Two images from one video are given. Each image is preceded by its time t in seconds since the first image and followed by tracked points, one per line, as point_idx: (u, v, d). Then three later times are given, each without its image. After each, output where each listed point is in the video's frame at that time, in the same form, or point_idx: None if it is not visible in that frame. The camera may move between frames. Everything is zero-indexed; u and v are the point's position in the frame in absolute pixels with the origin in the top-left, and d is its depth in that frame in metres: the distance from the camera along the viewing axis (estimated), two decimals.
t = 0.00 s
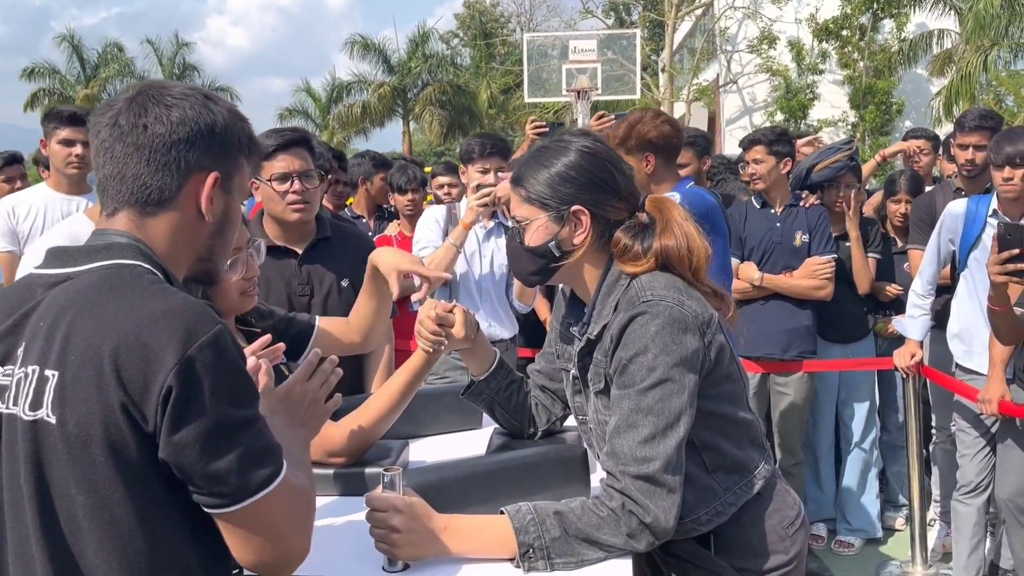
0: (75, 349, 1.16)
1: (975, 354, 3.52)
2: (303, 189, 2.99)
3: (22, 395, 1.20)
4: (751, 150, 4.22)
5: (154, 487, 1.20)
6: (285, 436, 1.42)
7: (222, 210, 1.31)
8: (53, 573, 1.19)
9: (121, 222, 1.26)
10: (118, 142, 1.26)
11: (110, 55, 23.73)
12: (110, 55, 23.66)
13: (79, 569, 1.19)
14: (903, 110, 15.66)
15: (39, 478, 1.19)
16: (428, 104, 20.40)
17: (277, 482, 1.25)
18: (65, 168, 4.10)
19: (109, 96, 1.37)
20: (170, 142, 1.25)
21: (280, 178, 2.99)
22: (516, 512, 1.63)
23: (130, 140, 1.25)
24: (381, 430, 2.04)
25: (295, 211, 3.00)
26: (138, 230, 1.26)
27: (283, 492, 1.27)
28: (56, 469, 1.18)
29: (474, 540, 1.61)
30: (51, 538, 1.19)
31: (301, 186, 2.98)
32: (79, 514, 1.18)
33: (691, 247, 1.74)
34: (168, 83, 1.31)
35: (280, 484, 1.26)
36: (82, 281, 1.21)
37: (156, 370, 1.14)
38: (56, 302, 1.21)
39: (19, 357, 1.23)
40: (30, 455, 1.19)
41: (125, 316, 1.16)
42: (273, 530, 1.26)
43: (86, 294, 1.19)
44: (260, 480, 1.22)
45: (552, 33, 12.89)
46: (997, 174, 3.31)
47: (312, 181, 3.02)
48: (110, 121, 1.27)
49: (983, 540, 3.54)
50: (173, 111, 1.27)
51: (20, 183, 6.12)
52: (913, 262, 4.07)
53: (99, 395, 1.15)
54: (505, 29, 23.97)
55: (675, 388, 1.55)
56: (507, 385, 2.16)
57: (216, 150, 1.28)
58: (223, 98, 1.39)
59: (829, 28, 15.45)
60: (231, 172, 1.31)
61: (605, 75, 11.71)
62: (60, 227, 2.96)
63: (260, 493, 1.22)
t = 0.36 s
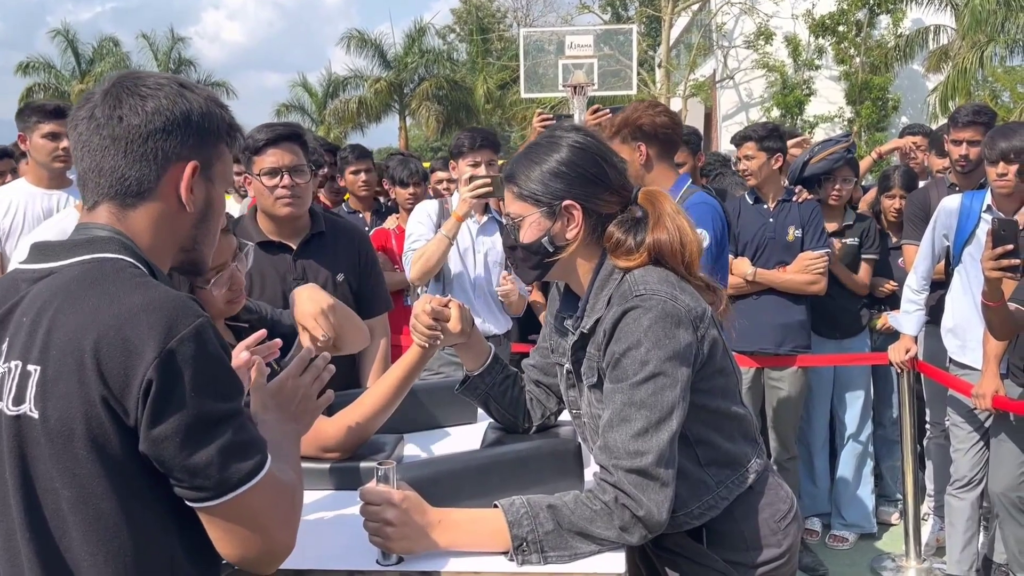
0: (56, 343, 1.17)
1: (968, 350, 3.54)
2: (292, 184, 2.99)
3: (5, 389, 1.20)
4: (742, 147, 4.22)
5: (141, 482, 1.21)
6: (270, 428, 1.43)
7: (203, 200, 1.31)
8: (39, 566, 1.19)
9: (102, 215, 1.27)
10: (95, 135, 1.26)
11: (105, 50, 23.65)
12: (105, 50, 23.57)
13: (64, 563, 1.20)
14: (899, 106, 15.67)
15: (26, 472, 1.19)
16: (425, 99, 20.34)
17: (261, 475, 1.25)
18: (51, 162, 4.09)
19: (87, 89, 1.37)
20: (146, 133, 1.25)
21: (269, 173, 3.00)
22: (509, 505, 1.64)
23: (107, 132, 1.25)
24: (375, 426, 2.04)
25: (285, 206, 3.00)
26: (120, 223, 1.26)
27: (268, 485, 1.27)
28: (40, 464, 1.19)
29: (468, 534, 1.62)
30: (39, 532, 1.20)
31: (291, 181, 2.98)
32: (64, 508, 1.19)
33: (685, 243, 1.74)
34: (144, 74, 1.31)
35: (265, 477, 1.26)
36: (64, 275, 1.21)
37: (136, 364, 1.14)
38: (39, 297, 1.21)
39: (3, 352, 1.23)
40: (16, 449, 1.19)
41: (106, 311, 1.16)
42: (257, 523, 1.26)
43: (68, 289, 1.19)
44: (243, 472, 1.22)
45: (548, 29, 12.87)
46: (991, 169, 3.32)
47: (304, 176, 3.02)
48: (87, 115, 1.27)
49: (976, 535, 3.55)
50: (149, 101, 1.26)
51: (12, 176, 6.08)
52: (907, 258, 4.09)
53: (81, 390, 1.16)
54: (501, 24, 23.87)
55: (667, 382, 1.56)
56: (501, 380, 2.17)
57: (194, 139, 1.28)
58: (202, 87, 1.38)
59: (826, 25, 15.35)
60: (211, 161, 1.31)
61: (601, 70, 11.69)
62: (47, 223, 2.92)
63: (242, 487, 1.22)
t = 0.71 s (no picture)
0: (29, 335, 1.17)
1: (962, 347, 3.54)
2: (283, 180, 2.99)
3: None
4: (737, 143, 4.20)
5: (118, 474, 1.21)
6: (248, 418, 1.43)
7: (179, 190, 1.31)
8: (17, 556, 1.20)
9: (77, 208, 1.27)
10: (69, 127, 1.26)
11: (105, 43, 23.62)
12: (105, 44, 23.53)
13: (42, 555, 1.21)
14: (900, 103, 15.65)
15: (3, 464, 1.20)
16: (425, 95, 20.31)
17: (238, 467, 1.25)
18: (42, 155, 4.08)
19: (63, 82, 1.36)
20: (118, 124, 1.24)
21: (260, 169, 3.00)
22: (495, 500, 1.65)
23: (80, 123, 1.25)
24: (363, 421, 2.05)
25: (275, 202, 2.99)
26: (96, 215, 1.26)
27: (245, 477, 1.26)
28: (16, 456, 1.19)
29: (455, 528, 1.62)
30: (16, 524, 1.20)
31: (280, 176, 2.98)
32: (40, 499, 1.19)
33: (662, 232, 1.70)
34: (117, 64, 1.31)
35: (242, 468, 1.26)
36: (38, 268, 1.21)
37: (109, 354, 1.14)
38: (13, 289, 1.21)
39: None
40: None
41: (80, 302, 1.16)
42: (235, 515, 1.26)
43: (42, 280, 1.19)
44: (218, 463, 1.22)
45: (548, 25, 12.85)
46: (985, 166, 3.31)
47: (294, 171, 3.03)
48: (61, 108, 1.27)
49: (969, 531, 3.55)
50: (120, 93, 1.26)
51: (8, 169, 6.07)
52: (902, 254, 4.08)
53: (54, 381, 1.16)
54: (502, 19, 23.76)
55: (653, 377, 1.55)
56: (491, 374, 2.17)
57: (168, 129, 1.28)
58: (178, 78, 1.38)
59: (826, 21, 15.18)
60: (185, 151, 1.30)
61: (601, 66, 11.66)
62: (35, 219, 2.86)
63: (219, 479, 1.22)
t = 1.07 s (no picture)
0: (44, 324, 1.17)
1: (962, 347, 3.54)
2: (283, 177, 3.00)
3: None
4: (747, 144, 4.21)
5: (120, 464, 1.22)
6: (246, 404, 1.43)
7: (205, 211, 1.33)
8: (19, 544, 1.21)
9: (104, 207, 1.27)
10: (114, 131, 1.26)
11: (109, 38, 23.62)
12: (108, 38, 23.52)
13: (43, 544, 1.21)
14: (902, 103, 15.64)
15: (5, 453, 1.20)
16: (427, 91, 20.30)
17: (240, 464, 1.26)
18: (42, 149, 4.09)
19: (96, 93, 1.38)
20: (167, 138, 1.27)
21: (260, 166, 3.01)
22: (494, 496, 1.65)
23: (127, 131, 1.26)
24: (364, 417, 2.06)
25: (276, 199, 3.00)
26: (121, 216, 1.26)
27: (247, 472, 1.27)
28: (24, 444, 1.20)
29: (454, 523, 1.63)
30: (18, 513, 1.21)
31: (281, 174, 2.99)
32: (46, 487, 1.20)
33: (666, 232, 1.73)
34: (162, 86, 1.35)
35: (244, 465, 1.27)
36: (53, 260, 1.22)
37: (125, 345, 1.15)
38: (30, 279, 1.21)
39: None
40: None
41: (97, 294, 1.17)
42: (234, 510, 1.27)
43: (60, 271, 1.20)
44: (224, 457, 1.23)
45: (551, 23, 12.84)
46: (987, 167, 3.31)
47: (294, 168, 3.04)
48: (105, 114, 1.28)
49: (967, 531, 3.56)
50: (170, 111, 1.30)
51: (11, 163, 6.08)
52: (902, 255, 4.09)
53: (68, 369, 1.16)
54: (505, 16, 23.74)
55: (653, 375, 1.56)
56: (491, 371, 2.18)
57: (206, 153, 1.32)
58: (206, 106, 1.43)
59: (830, 20, 15.24)
60: (217, 176, 1.34)
61: (604, 64, 11.66)
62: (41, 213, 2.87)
63: (220, 473, 1.23)
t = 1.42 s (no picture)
0: (66, 325, 1.19)
1: (970, 350, 3.54)
2: (297, 176, 3.01)
3: (12, 365, 1.22)
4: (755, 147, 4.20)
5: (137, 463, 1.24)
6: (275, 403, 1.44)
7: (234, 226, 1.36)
8: (37, 542, 1.22)
9: (136, 213, 1.28)
10: (153, 141, 1.29)
11: (117, 33, 23.65)
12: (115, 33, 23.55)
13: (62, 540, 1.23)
14: (910, 103, 15.59)
15: (23, 451, 1.22)
16: (434, 88, 20.30)
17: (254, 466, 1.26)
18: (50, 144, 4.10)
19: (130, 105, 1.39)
20: (207, 151, 1.30)
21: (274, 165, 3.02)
22: (505, 496, 1.67)
23: (167, 141, 1.29)
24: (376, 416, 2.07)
25: (290, 198, 3.02)
26: (152, 222, 1.28)
27: (261, 475, 1.28)
28: (43, 443, 1.21)
29: (466, 522, 1.65)
30: (35, 511, 1.22)
31: (295, 173, 3.00)
32: (63, 486, 1.21)
33: (690, 240, 1.80)
34: (199, 102, 1.37)
35: (257, 468, 1.27)
36: (79, 262, 1.24)
37: (140, 347, 1.17)
38: (54, 281, 1.24)
39: (11, 331, 1.24)
40: (16, 428, 1.22)
41: (120, 296, 1.19)
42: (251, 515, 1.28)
43: (83, 274, 1.22)
44: (227, 467, 1.23)
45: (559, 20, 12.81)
46: (997, 170, 3.31)
47: (308, 167, 3.04)
48: (145, 124, 1.30)
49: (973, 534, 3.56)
50: (209, 125, 1.32)
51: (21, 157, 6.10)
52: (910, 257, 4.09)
53: (89, 371, 1.18)
54: (513, 13, 23.69)
55: (663, 376, 1.58)
56: (502, 371, 2.19)
57: (239, 167, 1.35)
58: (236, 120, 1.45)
59: (838, 19, 15.17)
60: (247, 192, 1.37)
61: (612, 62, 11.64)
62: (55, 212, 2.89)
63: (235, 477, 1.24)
